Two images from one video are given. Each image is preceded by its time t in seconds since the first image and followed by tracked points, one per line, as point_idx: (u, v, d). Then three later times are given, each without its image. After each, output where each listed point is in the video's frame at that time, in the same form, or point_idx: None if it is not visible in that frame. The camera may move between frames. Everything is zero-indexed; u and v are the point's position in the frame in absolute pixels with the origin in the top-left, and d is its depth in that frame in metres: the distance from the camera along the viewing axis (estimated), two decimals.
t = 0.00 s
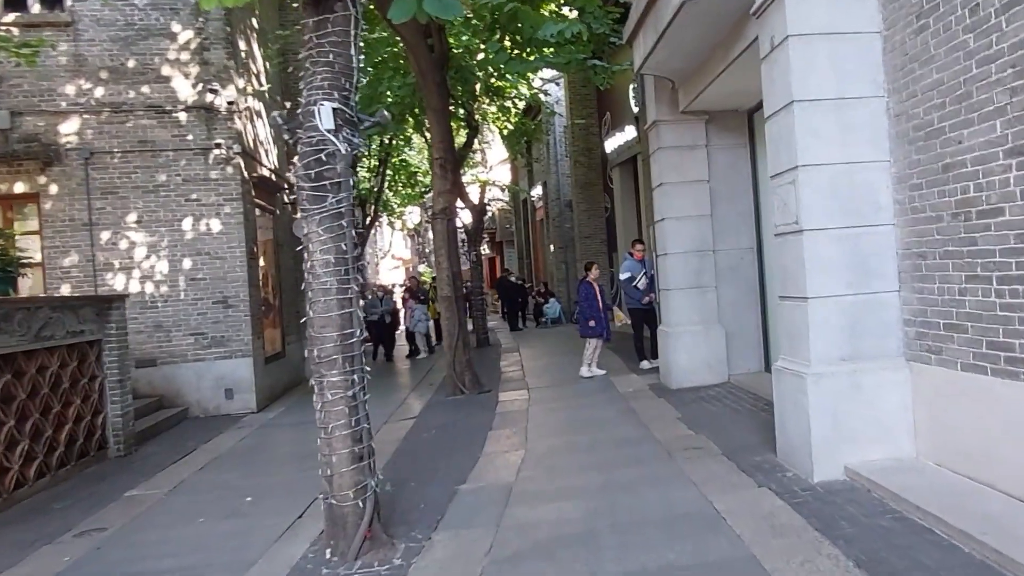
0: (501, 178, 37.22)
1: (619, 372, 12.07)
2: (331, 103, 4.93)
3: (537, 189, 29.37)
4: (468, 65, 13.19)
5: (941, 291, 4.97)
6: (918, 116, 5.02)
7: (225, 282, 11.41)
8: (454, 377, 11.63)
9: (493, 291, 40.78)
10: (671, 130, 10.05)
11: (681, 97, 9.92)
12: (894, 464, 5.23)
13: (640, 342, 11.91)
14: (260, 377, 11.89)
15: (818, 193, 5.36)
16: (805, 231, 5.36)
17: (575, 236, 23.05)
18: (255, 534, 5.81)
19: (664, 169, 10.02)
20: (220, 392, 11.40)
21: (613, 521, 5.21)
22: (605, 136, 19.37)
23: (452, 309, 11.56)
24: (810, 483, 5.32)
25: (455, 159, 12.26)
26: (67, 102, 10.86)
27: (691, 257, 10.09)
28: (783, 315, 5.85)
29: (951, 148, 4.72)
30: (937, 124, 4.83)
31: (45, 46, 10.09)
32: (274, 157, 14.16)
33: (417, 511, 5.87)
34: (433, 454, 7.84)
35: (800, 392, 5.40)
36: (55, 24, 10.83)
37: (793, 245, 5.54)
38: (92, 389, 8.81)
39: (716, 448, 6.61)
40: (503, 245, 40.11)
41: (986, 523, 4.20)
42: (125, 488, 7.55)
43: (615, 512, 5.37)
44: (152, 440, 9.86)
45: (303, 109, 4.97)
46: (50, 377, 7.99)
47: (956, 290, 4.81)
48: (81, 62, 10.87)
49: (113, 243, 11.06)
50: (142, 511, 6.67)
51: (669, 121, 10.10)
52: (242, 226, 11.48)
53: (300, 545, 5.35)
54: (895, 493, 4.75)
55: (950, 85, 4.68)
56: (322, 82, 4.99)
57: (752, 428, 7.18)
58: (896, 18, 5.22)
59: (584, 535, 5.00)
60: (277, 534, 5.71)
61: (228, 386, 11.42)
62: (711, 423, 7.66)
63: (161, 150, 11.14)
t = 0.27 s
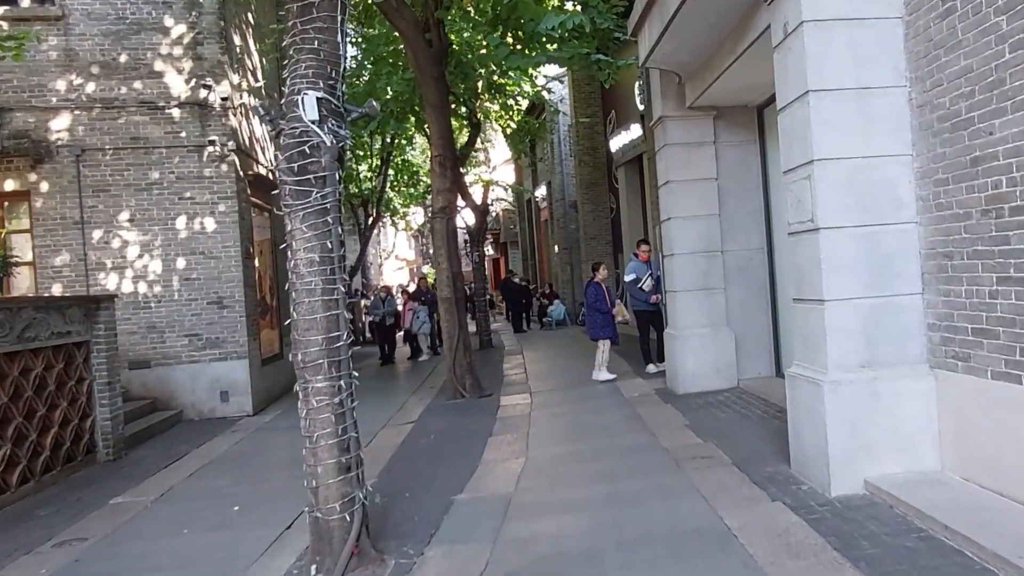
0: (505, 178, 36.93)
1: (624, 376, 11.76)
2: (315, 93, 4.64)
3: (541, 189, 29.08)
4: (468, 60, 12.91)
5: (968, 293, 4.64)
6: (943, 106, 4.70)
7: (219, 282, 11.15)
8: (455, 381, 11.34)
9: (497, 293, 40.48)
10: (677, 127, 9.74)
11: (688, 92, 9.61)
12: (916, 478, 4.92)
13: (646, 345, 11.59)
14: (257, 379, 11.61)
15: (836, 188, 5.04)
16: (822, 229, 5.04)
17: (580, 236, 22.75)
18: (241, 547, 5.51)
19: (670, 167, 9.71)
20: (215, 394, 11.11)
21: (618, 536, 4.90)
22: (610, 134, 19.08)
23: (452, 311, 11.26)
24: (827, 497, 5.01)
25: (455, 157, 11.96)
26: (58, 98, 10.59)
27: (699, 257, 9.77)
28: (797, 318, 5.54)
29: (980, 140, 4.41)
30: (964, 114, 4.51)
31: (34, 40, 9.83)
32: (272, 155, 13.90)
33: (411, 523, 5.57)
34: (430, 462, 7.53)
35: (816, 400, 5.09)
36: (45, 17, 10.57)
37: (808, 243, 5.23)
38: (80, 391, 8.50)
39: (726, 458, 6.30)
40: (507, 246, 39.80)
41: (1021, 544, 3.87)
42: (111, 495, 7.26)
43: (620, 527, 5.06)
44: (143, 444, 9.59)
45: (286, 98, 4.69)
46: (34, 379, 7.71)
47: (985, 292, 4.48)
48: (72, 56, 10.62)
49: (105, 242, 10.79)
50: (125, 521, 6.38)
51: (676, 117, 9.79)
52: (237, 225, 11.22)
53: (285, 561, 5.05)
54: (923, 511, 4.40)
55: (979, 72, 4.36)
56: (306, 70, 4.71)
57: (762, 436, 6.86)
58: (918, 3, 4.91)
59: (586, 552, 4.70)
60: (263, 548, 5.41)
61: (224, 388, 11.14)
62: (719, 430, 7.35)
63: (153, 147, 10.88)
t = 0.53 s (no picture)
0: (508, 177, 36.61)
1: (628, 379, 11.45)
2: (295, 82, 4.35)
3: (544, 187, 28.77)
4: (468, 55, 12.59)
5: (994, 296, 4.33)
6: (968, 95, 4.40)
7: (212, 282, 10.87)
8: (453, 384, 11.05)
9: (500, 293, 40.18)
10: (682, 122, 9.43)
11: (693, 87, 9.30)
12: (938, 493, 4.61)
13: (650, 347, 11.29)
14: (251, 381, 11.33)
15: (851, 184, 4.73)
16: (837, 227, 4.74)
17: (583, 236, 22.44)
18: (223, 562, 5.23)
19: (675, 164, 9.40)
20: (208, 397, 10.84)
21: (620, 554, 4.60)
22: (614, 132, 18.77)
23: (451, 312, 10.97)
24: (842, 513, 4.70)
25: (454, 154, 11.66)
26: (47, 94, 10.33)
27: (705, 257, 9.46)
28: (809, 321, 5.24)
29: (1008, 131, 4.09)
30: (991, 104, 4.20)
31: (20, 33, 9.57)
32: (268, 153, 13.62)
33: (401, 538, 5.28)
34: (425, 470, 7.24)
35: (830, 410, 4.78)
36: (33, 11, 10.31)
37: (821, 242, 4.92)
38: (64, 395, 8.24)
39: (735, 468, 5.99)
40: (510, 245, 39.49)
41: None
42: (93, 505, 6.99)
43: (622, 544, 4.75)
44: (133, 449, 9.32)
45: (264, 88, 4.40)
46: (14, 383, 7.44)
47: (1014, 294, 4.17)
48: (61, 51, 10.36)
49: (95, 241, 10.53)
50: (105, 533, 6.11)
51: (681, 112, 9.48)
52: (230, 224, 10.93)
53: None
54: (950, 531, 4.08)
55: (1007, 58, 4.05)
56: (286, 58, 4.42)
57: (772, 444, 6.55)
58: None
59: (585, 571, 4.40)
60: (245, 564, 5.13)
61: (217, 391, 10.87)
62: (726, 437, 7.04)
63: (144, 144, 10.61)
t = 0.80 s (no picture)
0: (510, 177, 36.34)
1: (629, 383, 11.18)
2: (275, 70, 4.10)
3: (546, 187, 28.50)
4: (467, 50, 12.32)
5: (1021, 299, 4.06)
6: (993, 85, 4.12)
7: (204, 282, 10.61)
8: (450, 387, 10.78)
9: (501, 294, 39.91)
10: (686, 118, 9.17)
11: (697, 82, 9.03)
12: (958, 508, 4.34)
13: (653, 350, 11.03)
14: (244, 384, 11.07)
15: (867, 180, 4.47)
16: (851, 226, 4.47)
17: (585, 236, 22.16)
18: None
19: (679, 161, 9.14)
20: (200, 400, 10.58)
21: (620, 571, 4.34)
22: (616, 131, 18.49)
23: (449, 313, 10.71)
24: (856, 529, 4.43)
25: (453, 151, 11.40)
26: (34, 89, 10.10)
27: (710, 257, 9.19)
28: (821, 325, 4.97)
29: None
30: (1019, 93, 3.92)
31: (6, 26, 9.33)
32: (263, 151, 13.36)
33: (390, 553, 5.01)
34: (418, 478, 6.98)
35: (844, 419, 4.52)
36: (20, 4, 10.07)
37: (835, 242, 4.66)
38: (47, 399, 7.99)
39: (741, 479, 5.72)
40: (512, 246, 39.20)
41: None
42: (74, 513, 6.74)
43: (622, 560, 4.49)
44: (120, 454, 9.07)
45: (243, 76, 4.14)
46: None
47: None
48: (49, 45, 10.12)
49: (85, 240, 10.29)
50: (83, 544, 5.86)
51: (685, 108, 9.21)
52: (223, 223, 10.67)
53: None
54: (972, 551, 3.80)
55: None
56: (265, 44, 4.16)
57: (780, 453, 6.28)
58: None
59: None
60: None
61: (209, 394, 10.60)
62: (732, 445, 6.76)
63: (135, 141, 10.36)
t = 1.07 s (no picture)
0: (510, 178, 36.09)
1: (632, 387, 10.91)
2: (258, 53, 3.85)
3: (547, 188, 28.26)
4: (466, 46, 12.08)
5: None
6: None
7: (197, 282, 10.37)
8: (448, 391, 10.52)
9: (502, 295, 39.66)
10: (691, 114, 8.91)
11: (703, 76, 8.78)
12: (983, 525, 4.08)
13: (656, 354, 10.76)
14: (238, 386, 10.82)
15: (888, 175, 4.21)
16: (871, 223, 4.22)
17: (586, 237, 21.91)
18: None
19: (684, 159, 8.88)
20: (192, 402, 10.32)
21: None
22: (618, 130, 18.24)
23: (447, 315, 10.46)
24: (875, 547, 4.17)
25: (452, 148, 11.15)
26: (24, 83, 9.87)
27: (716, 258, 8.92)
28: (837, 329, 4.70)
29: None
30: None
31: None
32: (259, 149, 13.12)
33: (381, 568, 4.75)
34: (413, 486, 6.71)
35: (862, 428, 4.26)
36: None
37: (853, 241, 4.40)
38: (31, 402, 7.75)
39: (750, 490, 5.45)
40: (512, 247, 38.95)
41: None
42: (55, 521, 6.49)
43: None
44: (109, 458, 8.82)
45: (223, 60, 3.89)
46: None
47: None
48: (39, 39, 9.89)
49: (75, 238, 10.05)
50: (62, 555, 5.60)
51: (690, 103, 8.95)
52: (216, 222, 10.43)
53: None
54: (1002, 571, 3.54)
55: None
56: (248, 26, 3.91)
57: (790, 463, 6.01)
58: None
59: None
60: None
61: (202, 397, 10.34)
62: (740, 453, 6.50)
63: (126, 137, 10.12)
